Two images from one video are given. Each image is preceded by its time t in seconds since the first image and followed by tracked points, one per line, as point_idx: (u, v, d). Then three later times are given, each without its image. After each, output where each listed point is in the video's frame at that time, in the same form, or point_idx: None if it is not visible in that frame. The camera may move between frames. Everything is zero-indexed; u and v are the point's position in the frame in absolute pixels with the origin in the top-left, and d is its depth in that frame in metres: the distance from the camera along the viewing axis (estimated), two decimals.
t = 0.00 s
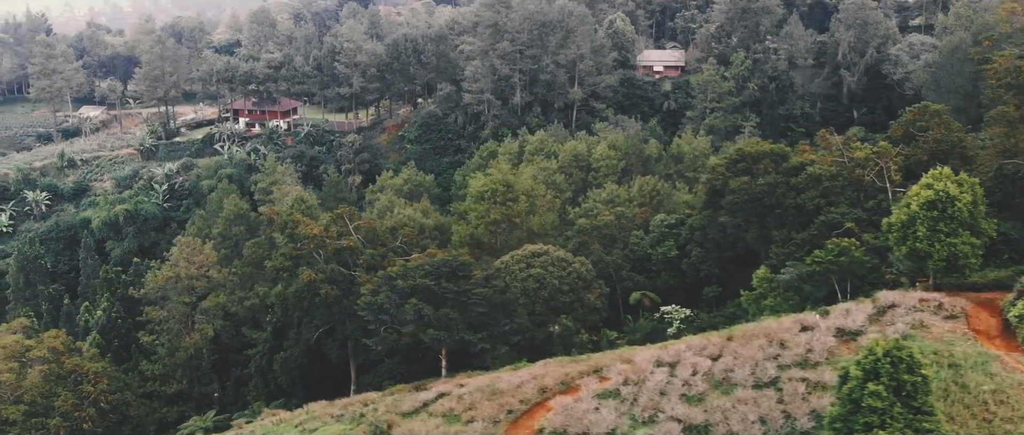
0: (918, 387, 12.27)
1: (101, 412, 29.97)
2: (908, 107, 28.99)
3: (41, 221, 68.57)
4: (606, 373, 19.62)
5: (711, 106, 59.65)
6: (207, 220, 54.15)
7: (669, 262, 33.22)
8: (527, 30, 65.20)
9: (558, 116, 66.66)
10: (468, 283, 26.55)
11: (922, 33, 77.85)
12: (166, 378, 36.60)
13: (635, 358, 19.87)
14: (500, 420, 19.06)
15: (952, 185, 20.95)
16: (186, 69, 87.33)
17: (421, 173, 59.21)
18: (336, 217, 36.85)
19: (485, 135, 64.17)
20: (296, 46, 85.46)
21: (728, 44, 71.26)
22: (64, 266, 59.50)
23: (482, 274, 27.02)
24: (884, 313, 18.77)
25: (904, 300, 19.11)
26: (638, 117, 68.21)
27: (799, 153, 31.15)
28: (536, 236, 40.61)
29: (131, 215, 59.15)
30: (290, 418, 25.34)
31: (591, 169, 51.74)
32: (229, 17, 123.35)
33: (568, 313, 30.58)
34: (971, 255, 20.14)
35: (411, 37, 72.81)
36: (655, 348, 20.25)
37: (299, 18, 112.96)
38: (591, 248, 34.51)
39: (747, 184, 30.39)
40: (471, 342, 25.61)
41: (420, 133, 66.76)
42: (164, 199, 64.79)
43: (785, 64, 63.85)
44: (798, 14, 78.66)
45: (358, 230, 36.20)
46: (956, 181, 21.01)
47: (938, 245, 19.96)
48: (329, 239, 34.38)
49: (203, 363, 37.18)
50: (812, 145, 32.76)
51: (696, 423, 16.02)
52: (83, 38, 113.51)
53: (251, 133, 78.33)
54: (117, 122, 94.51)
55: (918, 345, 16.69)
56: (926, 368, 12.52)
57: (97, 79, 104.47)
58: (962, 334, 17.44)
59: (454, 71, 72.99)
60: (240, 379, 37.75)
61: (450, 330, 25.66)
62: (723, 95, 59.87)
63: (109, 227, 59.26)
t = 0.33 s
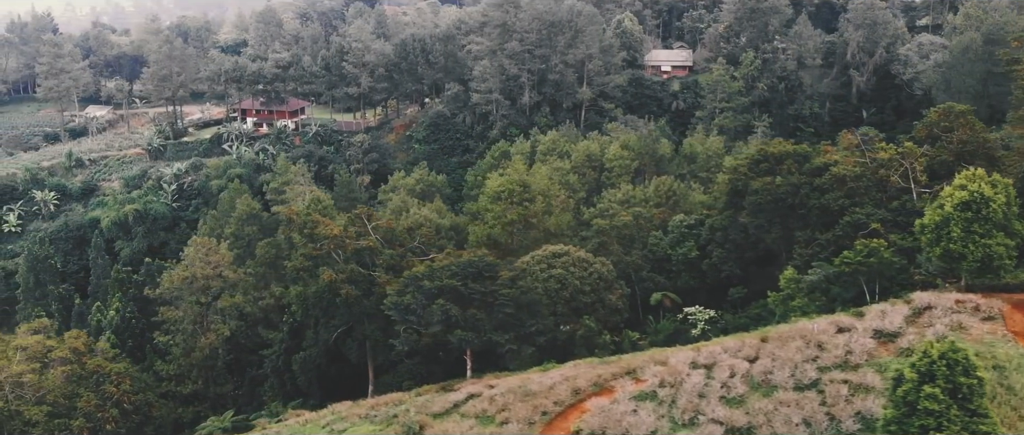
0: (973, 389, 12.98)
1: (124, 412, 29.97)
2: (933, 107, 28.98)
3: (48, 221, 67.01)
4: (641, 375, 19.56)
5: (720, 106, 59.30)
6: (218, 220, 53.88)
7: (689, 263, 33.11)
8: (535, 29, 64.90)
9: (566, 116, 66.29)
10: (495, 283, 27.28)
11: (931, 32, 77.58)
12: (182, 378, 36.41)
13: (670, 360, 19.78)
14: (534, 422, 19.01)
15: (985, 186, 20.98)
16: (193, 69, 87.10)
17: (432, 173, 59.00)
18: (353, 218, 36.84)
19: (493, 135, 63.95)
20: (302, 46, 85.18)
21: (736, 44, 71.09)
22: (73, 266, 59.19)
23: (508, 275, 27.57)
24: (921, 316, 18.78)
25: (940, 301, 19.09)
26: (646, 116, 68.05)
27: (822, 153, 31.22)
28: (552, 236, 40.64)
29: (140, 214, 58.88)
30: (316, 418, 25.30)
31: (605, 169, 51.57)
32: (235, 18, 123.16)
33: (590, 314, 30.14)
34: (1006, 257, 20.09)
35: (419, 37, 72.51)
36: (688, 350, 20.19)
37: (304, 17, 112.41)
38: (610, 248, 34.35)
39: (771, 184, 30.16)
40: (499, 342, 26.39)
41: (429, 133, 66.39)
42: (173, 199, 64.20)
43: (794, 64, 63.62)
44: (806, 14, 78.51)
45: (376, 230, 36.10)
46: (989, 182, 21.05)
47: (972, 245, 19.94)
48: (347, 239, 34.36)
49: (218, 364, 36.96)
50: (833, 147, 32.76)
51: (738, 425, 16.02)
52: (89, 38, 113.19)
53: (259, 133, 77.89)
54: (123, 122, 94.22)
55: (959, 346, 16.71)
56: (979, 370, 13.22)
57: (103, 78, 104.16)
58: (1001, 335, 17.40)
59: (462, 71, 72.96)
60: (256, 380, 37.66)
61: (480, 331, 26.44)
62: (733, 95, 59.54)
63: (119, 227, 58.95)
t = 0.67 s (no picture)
0: None
1: (146, 414, 30.04)
2: (957, 107, 28.95)
3: (57, 221, 66.93)
4: (673, 377, 19.51)
5: (729, 106, 59.01)
6: (229, 221, 53.75)
7: (709, 263, 33.05)
8: (544, 30, 64.85)
9: (574, 116, 66.01)
10: (520, 284, 27.39)
11: (939, 33, 77.49)
12: (196, 379, 36.30)
13: (702, 361, 19.74)
14: (568, 424, 18.94)
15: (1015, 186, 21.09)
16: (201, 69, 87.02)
17: (441, 173, 58.89)
18: (371, 218, 36.81)
19: (502, 135, 63.83)
20: (309, 46, 84.97)
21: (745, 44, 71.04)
22: (82, 266, 59.06)
23: (532, 276, 27.65)
24: (956, 317, 18.79)
25: (974, 301, 19.08)
26: (654, 117, 68.00)
27: (844, 154, 31.27)
28: (568, 237, 40.68)
29: (149, 215, 58.70)
30: (340, 420, 25.26)
31: (617, 169, 51.46)
32: (240, 19, 123.13)
33: (611, 315, 29.93)
34: None
35: (427, 37, 72.35)
36: (719, 352, 20.16)
37: (309, 18, 112.24)
38: (629, 249, 34.14)
39: (795, 185, 29.92)
40: (525, 344, 26.45)
41: (436, 133, 65.89)
42: (181, 199, 64.16)
43: (803, 64, 63.51)
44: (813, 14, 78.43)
45: (394, 231, 36.03)
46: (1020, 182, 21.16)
47: (1005, 247, 20.01)
48: (365, 239, 34.30)
49: (233, 364, 36.87)
50: (853, 147, 32.78)
51: (779, 427, 15.99)
52: (95, 38, 113.07)
53: (266, 133, 77.59)
54: (129, 122, 94.09)
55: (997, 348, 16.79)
56: None
57: (109, 79, 104.03)
58: None
59: (469, 70, 72.81)
60: (272, 380, 37.66)
61: (507, 332, 26.60)
62: (742, 95, 59.18)
63: (127, 228, 58.68)
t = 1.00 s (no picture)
0: None
1: (169, 415, 30.20)
2: (980, 108, 29.45)
3: (65, 221, 66.72)
4: (708, 378, 19.46)
5: (738, 106, 58.76)
6: (241, 221, 53.66)
7: (729, 264, 33.03)
8: (552, 29, 64.63)
9: (582, 116, 65.72)
10: (545, 285, 27.39)
11: (948, 33, 77.27)
12: (212, 379, 36.19)
13: (736, 363, 19.67)
14: (603, 426, 18.90)
15: None
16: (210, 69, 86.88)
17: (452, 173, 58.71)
18: (389, 218, 36.82)
19: (511, 135, 63.68)
20: (315, 46, 84.81)
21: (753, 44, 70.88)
22: (92, 266, 58.87)
23: (557, 277, 27.64)
24: (992, 318, 18.84)
25: (1010, 303, 19.13)
26: (663, 117, 67.87)
27: (865, 154, 31.32)
28: (585, 237, 40.58)
29: (159, 215, 58.44)
30: (365, 420, 25.25)
31: (630, 169, 51.32)
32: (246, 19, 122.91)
33: (633, 316, 29.83)
34: None
35: (435, 37, 72.01)
36: (752, 353, 20.11)
37: (315, 18, 112.05)
38: (648, 249, 33.99)
39: (818, 186, 30.20)
40: (552, 345, 26.47)
41: (445, 133, 65.64)
42: (190, 199, 64.02)
43: (813, 64, 63.32)
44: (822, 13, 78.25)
45: (411, 231, 35.79)
46: None
47: None
48: (384, 240, 34.29)
49: (247, 364, 36.67)
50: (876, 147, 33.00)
51: (823, 428, 16.06)
52: (101, 38, 112.79)
53: (274, 133, 77.25)
54: (135, 122, 93.84)
55: None
56: None
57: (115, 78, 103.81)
58: None
59: (477, 70, 72.52)
60: (287, 380, 37.53)
61: (533, 332, 26.64)
62: (751, 95, 58.88)
63: (136, 228, 58.44)
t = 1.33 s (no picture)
0: None
1: (192, 415, 30.25)
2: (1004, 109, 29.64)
3: (73, 221, 66.56)
4: (743, 379, 19.43)
5: (748, 106, 58.54)
6: (252, 222, 53.62)
7: (749, 265, 33.02)
8: (561, 29, 64.47)
9: (591, 116, 65.29)
10: (571, 285, 27.44)
11: (956, 33, 77.12)
12: (228, 379, 36.09)
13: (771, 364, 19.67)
14: (638, 427, 18.85)
15: None
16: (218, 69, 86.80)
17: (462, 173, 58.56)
18: (406, 219, 36.82)
19: (520, 135, 63.59)
20: (322, 46, 84.79)
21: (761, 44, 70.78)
22: (100, 266, 58.69)
23: (582, 277, 27.66)
24: None
25: None
26: (672, 117, 67.76)
27: (886, 155, 31.33)
28: (601, 237, 40.44)
29: (168, 215, 58.25)
30: (391, 421, 25.21)
31: (642, 169, 51.22)
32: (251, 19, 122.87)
33: (655, 316, 29.79)
34: None
35: (443, 37, 71.83)
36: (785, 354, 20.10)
37: (320, 18, 111.99)
38: (668, 249, 33.98)
39: (840, 186, 30.24)
40: (579, 345, 26.43)
41: (453, 133, 65.44)
42: (199, 199, 63.93)
43: (822, 64, 63.29)
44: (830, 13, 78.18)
45: (430, 231, 35.82)
46: None
47: None
48: (403, 240, 34.26)
49: (263, 365, 36.54)
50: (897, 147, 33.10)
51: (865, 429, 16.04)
52: (107, 38, 112.65)
53: (282, 133, 77.11)
54: (142, 122, 93.68)
55: None
56: None
57: (122, 78, 103.66)
58: None
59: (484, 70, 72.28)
60: (302, 380, 37.38)
61: (559, 333, 26.61)
62: (760, 95, 58.55)
63: (146, 228, 58.25)
